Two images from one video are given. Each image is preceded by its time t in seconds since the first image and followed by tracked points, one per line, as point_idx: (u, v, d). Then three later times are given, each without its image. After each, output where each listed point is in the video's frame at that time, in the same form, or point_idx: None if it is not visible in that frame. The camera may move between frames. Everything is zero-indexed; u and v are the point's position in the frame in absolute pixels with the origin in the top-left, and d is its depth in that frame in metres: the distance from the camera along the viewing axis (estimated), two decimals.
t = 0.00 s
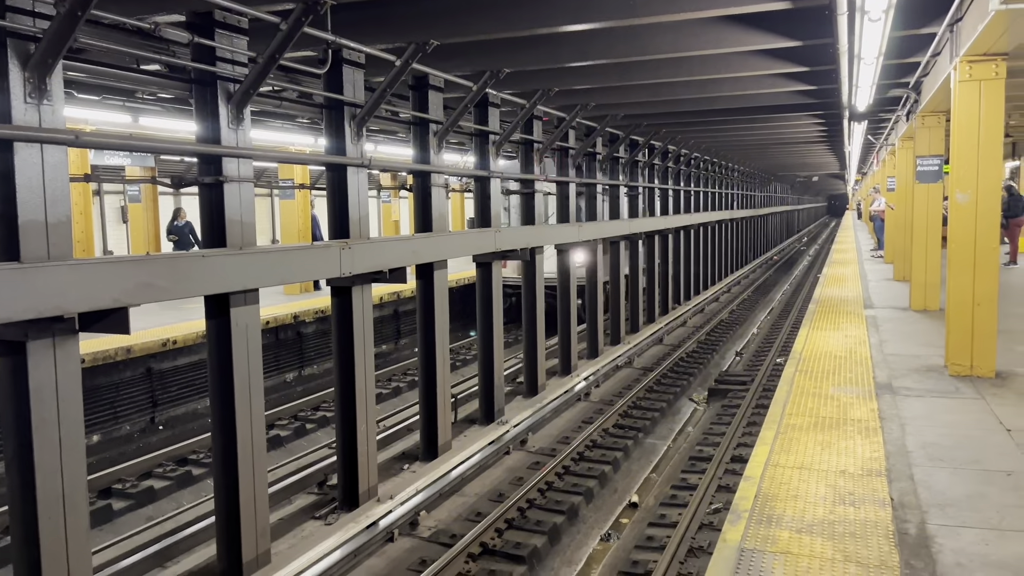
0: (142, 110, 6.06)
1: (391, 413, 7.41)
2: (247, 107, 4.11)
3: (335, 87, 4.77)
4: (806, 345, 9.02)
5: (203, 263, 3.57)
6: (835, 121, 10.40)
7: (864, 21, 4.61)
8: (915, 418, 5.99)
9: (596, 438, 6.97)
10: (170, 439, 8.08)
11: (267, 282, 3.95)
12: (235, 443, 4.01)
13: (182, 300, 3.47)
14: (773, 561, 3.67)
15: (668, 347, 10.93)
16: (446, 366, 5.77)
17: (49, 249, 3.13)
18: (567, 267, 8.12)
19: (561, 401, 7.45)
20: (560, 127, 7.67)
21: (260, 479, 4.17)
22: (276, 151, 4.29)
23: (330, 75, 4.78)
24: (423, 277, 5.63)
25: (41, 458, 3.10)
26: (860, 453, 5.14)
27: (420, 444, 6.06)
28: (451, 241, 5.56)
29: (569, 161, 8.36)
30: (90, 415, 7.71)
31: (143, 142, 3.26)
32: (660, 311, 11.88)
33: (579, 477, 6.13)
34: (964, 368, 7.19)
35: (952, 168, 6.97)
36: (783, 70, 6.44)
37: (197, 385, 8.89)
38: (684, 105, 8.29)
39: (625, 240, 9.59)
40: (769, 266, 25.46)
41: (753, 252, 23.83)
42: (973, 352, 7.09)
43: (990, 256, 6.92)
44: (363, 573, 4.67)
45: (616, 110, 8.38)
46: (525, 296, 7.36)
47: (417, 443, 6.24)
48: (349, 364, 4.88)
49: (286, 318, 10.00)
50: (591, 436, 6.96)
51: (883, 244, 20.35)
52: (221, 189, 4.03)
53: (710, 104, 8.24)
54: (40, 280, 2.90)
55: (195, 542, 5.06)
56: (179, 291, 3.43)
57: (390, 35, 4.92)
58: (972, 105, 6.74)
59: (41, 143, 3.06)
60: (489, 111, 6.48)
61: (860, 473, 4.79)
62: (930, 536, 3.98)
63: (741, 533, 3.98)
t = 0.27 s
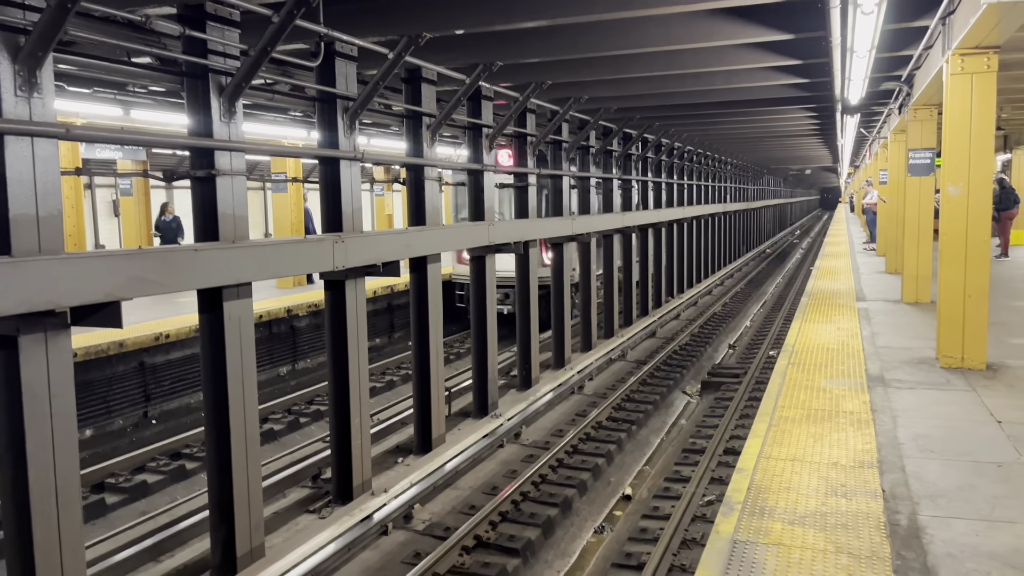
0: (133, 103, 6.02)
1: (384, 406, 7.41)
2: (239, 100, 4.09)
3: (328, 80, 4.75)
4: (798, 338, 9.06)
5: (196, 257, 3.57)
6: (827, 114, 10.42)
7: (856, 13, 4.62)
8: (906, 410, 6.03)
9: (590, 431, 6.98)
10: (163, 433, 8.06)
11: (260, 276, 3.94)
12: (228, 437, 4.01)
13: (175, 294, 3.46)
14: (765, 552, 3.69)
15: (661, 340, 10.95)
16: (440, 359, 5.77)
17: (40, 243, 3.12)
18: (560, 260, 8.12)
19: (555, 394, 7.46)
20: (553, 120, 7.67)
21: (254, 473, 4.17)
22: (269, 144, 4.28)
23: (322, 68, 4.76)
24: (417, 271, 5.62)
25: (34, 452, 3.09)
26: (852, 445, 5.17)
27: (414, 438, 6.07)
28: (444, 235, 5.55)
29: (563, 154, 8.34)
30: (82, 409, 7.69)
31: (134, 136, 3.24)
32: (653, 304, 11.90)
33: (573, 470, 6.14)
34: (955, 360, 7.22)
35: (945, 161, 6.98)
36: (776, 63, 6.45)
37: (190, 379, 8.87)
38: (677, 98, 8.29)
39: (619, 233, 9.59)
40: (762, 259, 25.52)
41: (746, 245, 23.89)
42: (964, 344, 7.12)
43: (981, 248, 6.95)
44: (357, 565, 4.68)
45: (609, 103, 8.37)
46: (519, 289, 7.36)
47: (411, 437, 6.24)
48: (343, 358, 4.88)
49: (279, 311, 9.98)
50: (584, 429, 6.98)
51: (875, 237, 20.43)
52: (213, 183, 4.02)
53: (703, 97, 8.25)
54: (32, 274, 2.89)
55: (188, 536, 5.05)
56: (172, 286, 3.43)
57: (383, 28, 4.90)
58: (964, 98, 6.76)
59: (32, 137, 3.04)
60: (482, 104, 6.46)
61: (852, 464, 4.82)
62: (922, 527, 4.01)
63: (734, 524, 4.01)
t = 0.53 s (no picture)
0: (129, 101, 6.01)
1: (381, 403, 7.42)
2: (234, 98, 4.08)
3: (323, 77, 4.73)
4: (795, 333, 9.07)
5: (192, 254, 3.56)
6: (823, 109, 10.43)
7: (852, 9, 4.63)
8: (902, 405, 6.05)
9: (587, 427, 6.99)
10: (159, 430, 8.06)
11: (256, 274, 3.93)
12: (225, 434, 4.01)
13: (170, 292, 3.46)
14: (762, 547, 3.70)
15: (657, 336, 10.97)
16: (437, 356, 5.77)
17: (36, 241, 3.11)
18: (557, 256, 8.12)
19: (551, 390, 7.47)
20: (549, 117, 7.66)
21: (252, 470, 4.17)
22: (265, 141, 4.27)
23: (318, 65, 4.74)
24: (413, 267, 5.62)
25: (30, 451, 3.09)
26: (848, 440, 5.19)
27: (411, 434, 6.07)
28: (441, 232, 5.55)
29: (559, 150, 8.34)
30: (79, 407, 7.68)
31: (129, 134, 3.23)
32: (650, 300, 11.91)
33: (570, 466, 6.15)
34: (950, 355, 7.25)
35: (940, 157, 6.99)
36: (772, 60, 6.45)
37: (187, 377, 8.87)
38: (673, 94, 8.29)
39: (615, 229, 9.59)
40: (757, 254, 25.56)
41: (742, 240, 23.93)
42: (960, 339, 7.15)
43: (976, 243, 6.97)
44: (355, 562, 4.69)
45: (605, 99, 8.37)
46: (515, 285, 7.36)
47: (408, 433, 6.25)
48: (340, 355, 4.88)
49: (276, 308, 9.98)
50: (581, 425, 6.99)
51: (871, 232, 20.47)
52: (208, 180, 4.01)
53: (699, 93, 8.25)
54: (28, 272, 2.89)
55: (186, 533, 5.05)
56: (167, 283, 3.42)
57: (379, 25, 4.89)
58: (959, 93, 6.77)
59: (27, 134, 3.04)
60: (478, 101, 6.45)
61: (848, 459, 4.84)
62: (917, 522, 4.03)
63: (730, 520, 4.02)
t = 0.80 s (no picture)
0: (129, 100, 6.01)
1: (383, 402, 7.42)
2: (235, 97, 4.08)
3: (323, 76, 4.73)
4: (796, 330, 9.07)
5: (193, 254, 3.56)
6: (823, 106, 10.43)
7: (853, 6, 4.63)
8: (903, 402, 6.05)
9: (588, 425, 7.00)
10: (161, 429, 8.07)
11: (257, 273, 3.93)
12: (227, 433, 4.02)
13: (172, 291, 3.46)
14: (764, 545, 3.71)
15: (658, 333, 10.97)
16: (438, 354, 5.78)
17: (37, 241, 3.12)
18: (557, 254, 8.12)
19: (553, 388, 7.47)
20: (550, 114, 7.65)
21: (254, 469, 4.18)
22: (265, 140, 4.27)
23: (318, 63, 4.74)
24: (414, 266, 5.62)
25: (32, 450, 3.09)
26: (849, 437, 5.19)
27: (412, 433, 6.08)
28: (441, 231, 5.55)
29: (559, 148, 8.33)
30: (81, 406, 7.69)
31: (131, 133, 3.24)
32: (650, 297, 11.91)
33: (571, 464, 6.16)
34: (951, 352, 7.24)
35: (941, 153, 6.98)
36: (773, 57, 6.44)
37: (188, 376, 8.87)
38: (673, 92, 8.29)
39: (616, 227, 9.59)
40: (758, 251, 25.56)
41: (742, 237, 23.92)
42: (961, 335, 7.15)
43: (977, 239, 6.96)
44: (357, 561, 4.70)
45: (606, 97, 8.36)
46: (516, 284, 7.36)
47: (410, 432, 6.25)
48: (341, 354, 4.88)
49: (277, 307, 9.98)
50: (582, 423, 7.00)
51: (872, 229, 20.46)
52: (209, 179, 4.01)
53: (700, 90, 8.24)
54: (29, 271, 2.89)
55: (188, 532, 5.06)
56: (168, 282, 3.42)
57: (379, 24, 4.89)
58: (960, 90, 6.77)
59: (28, 134, 3.04)
60: (478, 99, 6.45)
61: (849, 456, 4.84)
62: (919, 519, 4.03)
63: (732, 518, 4.02)
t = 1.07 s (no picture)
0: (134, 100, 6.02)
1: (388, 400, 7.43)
2: (240, 96, 4.09)
3: (328, 75, 4.73)
4: (801, 328, 9.06)
5: (199, 253, 3.57)
6: (828, 103, 10.40)
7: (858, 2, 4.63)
8: (910, 399, 6.03)
9: (593, 422, 7.00)
10: (167, 428, 8.09)
11: (262, 271, 3.94)
12: (234, 432, 4.03)
13: (178, 290, 3.47)
14: (771, 542, 3.70)
15: (663, 331, 10.96)
16: (443, 353, 5.77)
17: (44, 241, 3.13)
18: (562, 252, 8.12)
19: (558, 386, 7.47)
20: (554, 112, 7.64)
21: (260, 468, 4.19)
22: (270, 140, 4.28)
23: (322, 63, 4.74)
24: (419, 264, 5.62)
25: (40, 449, 3.10)
26: (856, 434, 5.18)
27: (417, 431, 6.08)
28: (446, 229, 5.55)
29: (564, 146, 8.32)
30: (87, 405, 7.71)
31: (136, 133, 3.25)
32: (655, 295, 11.90)
33: (576, 461, 6.16)
34: (958, 349, 7.22)
35: (947, 150, 6.96)
36: (778, 53, 6.43)
37: (194, 374, 8.90)
38: (678, 89, 8.28)
39: (620, 225, 9.59)
40: (763, 249, 25.52)
41: (747, 235, 23.89)
42: (967, 332, 7.13)
43: (983, 236, 6.94)
44: (363, 559, 4.71)
45: (610, 94, 8.35)
46: (521, 282, 7.36)
47: (415, 430, 6.26)
48: (346, 352, 4.89)
49: (282, 306, 10.00)
50: (588, 421, 7.00)
51: (877, 226, 20.42)
52: (215, 179, 4.02)
53: (704, 87, 8.22)
54: (37, 271, 2.90)
55: (195, 531, 5.08)
56: (175, 281, 3.43)
57: (382, 24, 4.90)
58: (966, 86, 6.75)
59: (34, 134, 3.05)
60: (483, 97, 6.44)
61: (856, 454, 4.83)
62: (926, 516, 4.03)
63: (738, 515, 4.02)
